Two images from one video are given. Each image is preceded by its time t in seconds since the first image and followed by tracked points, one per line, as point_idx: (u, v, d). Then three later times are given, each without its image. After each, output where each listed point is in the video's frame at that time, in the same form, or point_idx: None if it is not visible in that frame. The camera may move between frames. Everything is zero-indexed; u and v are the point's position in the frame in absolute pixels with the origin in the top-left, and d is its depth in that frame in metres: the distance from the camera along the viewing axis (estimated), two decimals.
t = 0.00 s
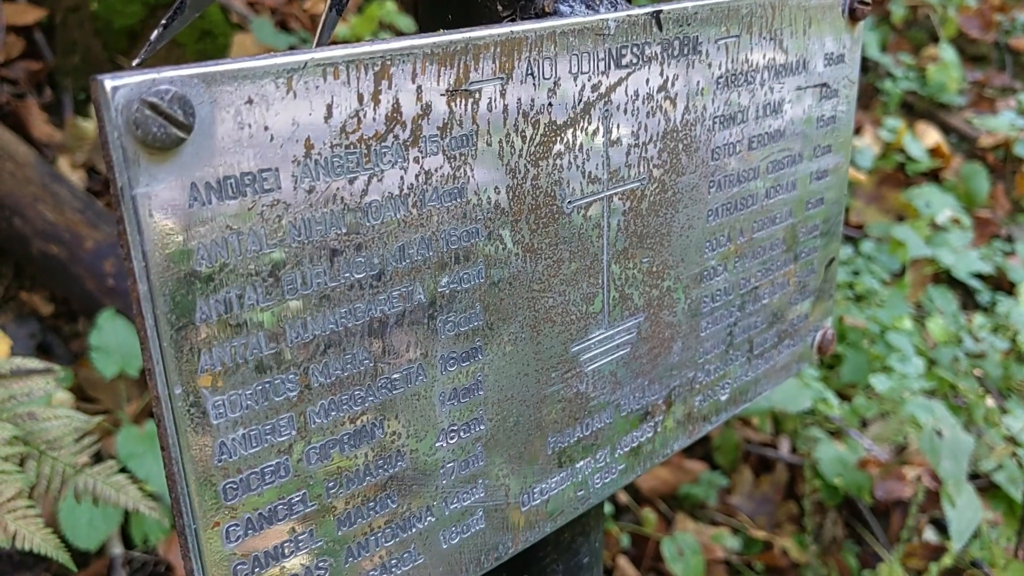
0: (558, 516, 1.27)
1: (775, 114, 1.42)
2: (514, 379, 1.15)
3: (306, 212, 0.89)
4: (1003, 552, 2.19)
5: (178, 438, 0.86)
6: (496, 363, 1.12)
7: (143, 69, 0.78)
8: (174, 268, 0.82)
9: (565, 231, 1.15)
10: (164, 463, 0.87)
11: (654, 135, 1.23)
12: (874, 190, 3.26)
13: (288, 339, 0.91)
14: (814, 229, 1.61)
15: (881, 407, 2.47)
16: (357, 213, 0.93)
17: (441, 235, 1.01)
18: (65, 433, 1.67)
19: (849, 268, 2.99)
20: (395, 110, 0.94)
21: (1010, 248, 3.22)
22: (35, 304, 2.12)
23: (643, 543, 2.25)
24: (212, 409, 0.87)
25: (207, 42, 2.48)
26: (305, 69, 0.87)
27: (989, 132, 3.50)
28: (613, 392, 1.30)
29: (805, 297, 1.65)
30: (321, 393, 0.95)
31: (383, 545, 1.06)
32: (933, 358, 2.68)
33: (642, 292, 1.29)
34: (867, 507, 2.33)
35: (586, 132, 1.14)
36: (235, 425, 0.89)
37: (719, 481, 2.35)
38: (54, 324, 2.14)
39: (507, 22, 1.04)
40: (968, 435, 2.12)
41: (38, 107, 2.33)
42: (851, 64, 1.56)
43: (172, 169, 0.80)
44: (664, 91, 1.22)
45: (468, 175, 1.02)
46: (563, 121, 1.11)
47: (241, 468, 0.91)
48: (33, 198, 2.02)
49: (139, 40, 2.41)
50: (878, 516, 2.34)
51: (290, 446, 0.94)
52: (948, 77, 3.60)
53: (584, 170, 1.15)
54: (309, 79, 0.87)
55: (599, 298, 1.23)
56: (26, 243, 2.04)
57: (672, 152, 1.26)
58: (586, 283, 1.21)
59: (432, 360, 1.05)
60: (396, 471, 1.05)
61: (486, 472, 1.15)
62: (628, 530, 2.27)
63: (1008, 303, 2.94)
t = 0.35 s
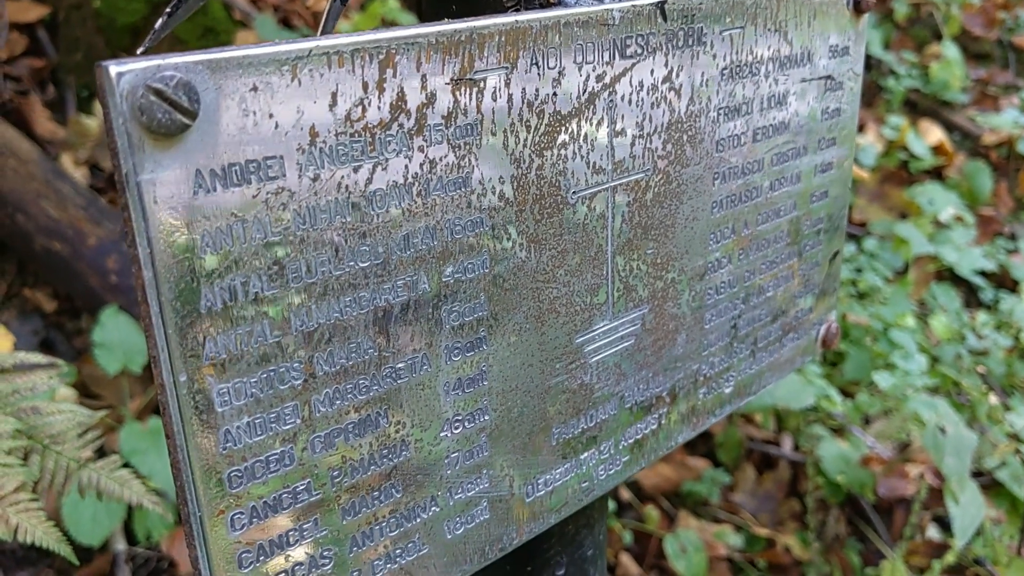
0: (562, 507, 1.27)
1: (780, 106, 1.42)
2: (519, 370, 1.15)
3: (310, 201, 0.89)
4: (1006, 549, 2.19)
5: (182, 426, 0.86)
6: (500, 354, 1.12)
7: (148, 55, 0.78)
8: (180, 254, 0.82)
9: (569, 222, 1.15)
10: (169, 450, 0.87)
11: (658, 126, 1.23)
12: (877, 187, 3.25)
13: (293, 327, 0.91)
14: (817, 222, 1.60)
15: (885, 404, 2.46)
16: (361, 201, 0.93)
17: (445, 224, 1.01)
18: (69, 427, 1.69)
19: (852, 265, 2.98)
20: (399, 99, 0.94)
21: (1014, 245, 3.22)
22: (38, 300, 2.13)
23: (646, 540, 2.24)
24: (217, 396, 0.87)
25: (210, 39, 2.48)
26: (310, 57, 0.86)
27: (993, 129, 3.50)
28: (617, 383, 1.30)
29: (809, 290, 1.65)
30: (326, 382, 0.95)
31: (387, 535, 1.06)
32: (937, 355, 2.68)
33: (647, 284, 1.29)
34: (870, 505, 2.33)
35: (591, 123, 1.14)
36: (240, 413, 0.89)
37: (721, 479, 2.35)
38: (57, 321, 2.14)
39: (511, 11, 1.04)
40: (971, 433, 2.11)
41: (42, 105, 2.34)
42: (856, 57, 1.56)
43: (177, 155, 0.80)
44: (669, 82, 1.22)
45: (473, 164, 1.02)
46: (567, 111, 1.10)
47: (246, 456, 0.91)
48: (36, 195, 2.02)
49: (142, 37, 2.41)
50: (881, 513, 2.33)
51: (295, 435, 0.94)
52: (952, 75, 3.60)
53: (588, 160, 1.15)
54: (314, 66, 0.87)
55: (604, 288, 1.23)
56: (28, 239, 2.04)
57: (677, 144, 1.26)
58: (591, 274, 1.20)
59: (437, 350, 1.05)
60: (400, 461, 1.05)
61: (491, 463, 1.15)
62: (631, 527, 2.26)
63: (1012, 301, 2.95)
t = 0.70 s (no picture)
0: (561, 494, 1.26)
1: (781, 91, 1.41)
2: (517, 354, 1.14)
3: (304, 178, 0.88)
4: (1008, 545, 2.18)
5: (175, 406, 0.85)
6: (498, 338, 1.11)
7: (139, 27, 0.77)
8: (172, 231, 0.81)
9: (568, 204, 1.14)
10: (162, 432, 0.86)
11: (658, 109, 1.22)
12: (879, 184, 3.21)
13: (287, 307, 0.90)
14: (818, 210, 1.59)
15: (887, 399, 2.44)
16: (357, 180, 0.92)
17: (442, 206, 1.00)
18: (66, 418, 1.65)
19: (853, 260, 2.94)
20: (395, 76, 0.93)
21: (1016, 241, 3.22)
22: (38, 295, 2.11)
23: (647, 536, 2.23)
24: (211, 375, 0.86)
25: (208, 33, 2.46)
26: (304, 31, 0.85)
27: (995, 125, 3.50)
28: (616, 369, 1.29)
29: (810, 278, 1.64)
30: (321, 363, 0.94)
31: (383, 520, 1.05)
32: (938, 350, 2.67)
33: (646, 269, 1.28)
34: (870, 501, 2.32)
35: (590, 104, 1.12)
36: (234, 394, 0.88)
37: (722, 475, 2.34)
38: (57, 315, 2.13)
39: None
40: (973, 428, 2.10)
41: (43, 100, 2.33)
42: (857, 42, 1.55)
43: (169, 129, 0.79)
44: (669, 64, 1.21)
45: (470, 143, 1.01)
46: (566, 91, 1.09)
47: (240, 438, 0.90)
48: (36, 189, 1.99)
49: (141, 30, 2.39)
50: (882, 508, 2.32)
51: (289, 416, 0.93)
52: (954, 71, 3.60)
53: (587, 142, 1.14)
54: (308, 42, 0.86)
55: (603, 273, 1.22)
56: (28, 233, 2.03)
57: (677, 127, 1.25)
58: (590, 258, 1.19)
59: (434, 334, 1.04)
60: (396, 445, 1.04)
61: (488, 448, 1.14)
62: (632, 523, 2.25)
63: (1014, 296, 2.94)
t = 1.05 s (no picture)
0: (560, 484, 1.26)
1: (782, 80, 1.41)
2: (516, 343, 1.13)
3: (301, 164, 0.87)
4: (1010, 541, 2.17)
5: (173, 393, 0.85)
6: (498, 326, 1.10)
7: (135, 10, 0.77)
8: (168, 215, 0.80)
9: (567, 192, 1.13)
10: (160, 419, 0.86)
11: (659, 97, 1.21)
12: (881, 179, 3.24)
13: (285, 294, 0.89)
14: (819, 201, 1.59)
15: (887, 393, 2.43)
16: (355, 167, 0.91)
17: (441, 192, 1.00)
18: (66, 413, 1.67)
19: (854, 256, 2.95)
20: (394, 62, 0.92)
21: (1017, 238, 3.21)
22: (39, 290, 2.10)
23: (647, 531, 2.24)
24: (208, 362, 0.86)
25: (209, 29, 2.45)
26: (302, 15, 0.85)
27: (997, 121, 3.48)
28: (617, 359, 1.29)
29: (811, 268, 1.64)
30: (320, 350, 0.94)
31: (383, 508, 1.04)
32: (940, 346, 2.66)
33: (646, 259, 1.28)
34: (871, 495, 2.31)
35: (590, 92, 1.12)
36: (232, 380, 0.88)
37: (723, 470, 2.33)
38: (58, 311, 2.12)
39: None
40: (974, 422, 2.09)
41: (43, 95, 2.32)
42: (858, 32, 1.55)
43: (166, 113, 0.78)
44: (669, 52, 1.21)
45: (469, 130, 1.01)
46: (566, 79, 1.09)
47: (238, 425, 0.90)
48: (36, 184, 1.98)
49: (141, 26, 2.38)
50: (883, 503, 2.31)
51: (288, 404, 0.93)
52: (955, 67, 3.56)
53: (587, 130, 1.13)
54: (306, 26, 0.85)
55: (603, 263, 1.21)
56: (28, 229, 2.02)
57: (677, 116, 1.25)
58: (590, 247, 1.19)
59: (433, 322, 1.03)
60: (395, 433, 1.04)
61: (487, 437, 1.14)
62: (633, 519, 2.25)
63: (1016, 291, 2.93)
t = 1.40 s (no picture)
0: (563, 467, 1.26)
1: (786, 65, 1.41)
2: (519, 325, 1.13)
3: (305, 140, 0.87)
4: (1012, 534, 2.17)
5: (177, 370, 0.84)
6: (501, 307, 1.10)
7: None
8: (172, 192, 0.80)
9: (571, 173, 1.13)
10: (164, 396, 0.85)
11: (663, 79, 1.21)
12: (884, 172, 3.21)
13: (289, 272, 0.89)
14: (823, 187, 1.59)
15: (890, 386, 2.39)
16: (359, 145, 0.91)
17: (444, 172, 0.99)
18: (70, 401, 1.67)
19: (856, 249, 2.95)
20: (398, 40, 0.92)
21: (1020, 231, 3.22)
22: (40, 282, 2.10)
23: (649, 524, 2.23)
24: (212, 339, 0.85)
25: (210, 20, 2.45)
26: None
27: (999, 115, 3.47)
28: (620, 343, 1.29)
29: (814, 255, 1.63)
30: (324, 329, 0.93)
31: (386, 489, 1.04)
32: (942, 339, 2.66)
33: (650, 242, 1.28)
34: (873, 490, 2.33)
35: (594, 73, 1.12)
36: (236, 358, 0.87)
37: (725, 463, 2.33)
38: (59, 303, 2.12)
39: None
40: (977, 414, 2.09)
41: (44, 87, 2.32)
42: (862, 17, 1.55)
43: (169, 88, 0.78)
44: (673, 34, 1.21)
45: (473, 111, 1.00)
46: (570, 60, 1.09)
47: (242, 403, 0.89)
48: (38, 176, 1.98)
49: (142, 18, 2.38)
50: (885, 498, 2.34)
51: (291, 382, 0.92)
52: (958, 61, 3.55)
53: (590, 111, 1.13)
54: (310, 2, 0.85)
55: (606, 245, 1.21)
56: (30, 221, 2.01)
57: (681, 99, 1.25)
58: (593, 229, 1.19)
59: (437, 303, 1.03)
60: (399, 414, 1.03)
61: (491, 419, 1.14)
62: (635, 511, 2.25)
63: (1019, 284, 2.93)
